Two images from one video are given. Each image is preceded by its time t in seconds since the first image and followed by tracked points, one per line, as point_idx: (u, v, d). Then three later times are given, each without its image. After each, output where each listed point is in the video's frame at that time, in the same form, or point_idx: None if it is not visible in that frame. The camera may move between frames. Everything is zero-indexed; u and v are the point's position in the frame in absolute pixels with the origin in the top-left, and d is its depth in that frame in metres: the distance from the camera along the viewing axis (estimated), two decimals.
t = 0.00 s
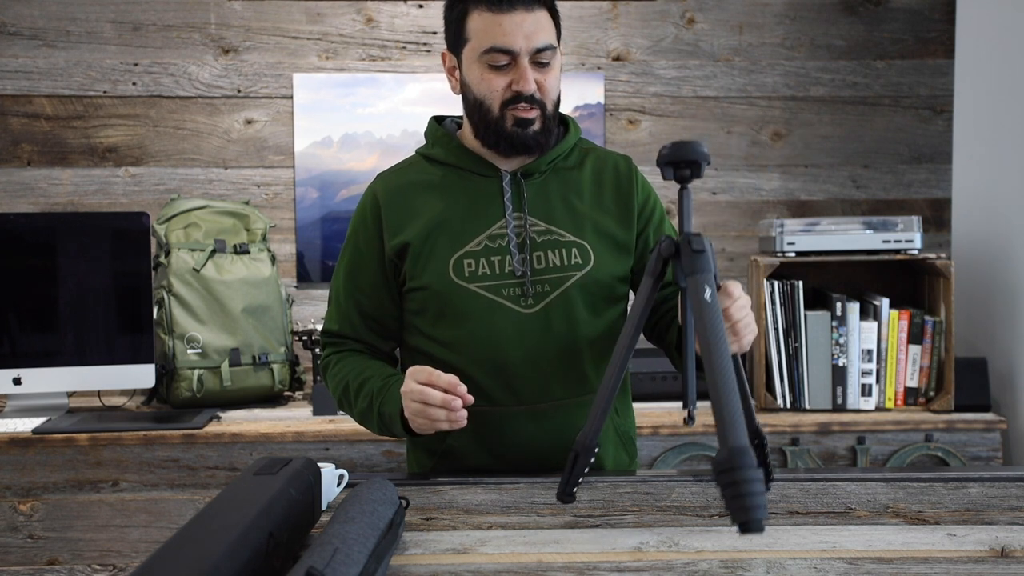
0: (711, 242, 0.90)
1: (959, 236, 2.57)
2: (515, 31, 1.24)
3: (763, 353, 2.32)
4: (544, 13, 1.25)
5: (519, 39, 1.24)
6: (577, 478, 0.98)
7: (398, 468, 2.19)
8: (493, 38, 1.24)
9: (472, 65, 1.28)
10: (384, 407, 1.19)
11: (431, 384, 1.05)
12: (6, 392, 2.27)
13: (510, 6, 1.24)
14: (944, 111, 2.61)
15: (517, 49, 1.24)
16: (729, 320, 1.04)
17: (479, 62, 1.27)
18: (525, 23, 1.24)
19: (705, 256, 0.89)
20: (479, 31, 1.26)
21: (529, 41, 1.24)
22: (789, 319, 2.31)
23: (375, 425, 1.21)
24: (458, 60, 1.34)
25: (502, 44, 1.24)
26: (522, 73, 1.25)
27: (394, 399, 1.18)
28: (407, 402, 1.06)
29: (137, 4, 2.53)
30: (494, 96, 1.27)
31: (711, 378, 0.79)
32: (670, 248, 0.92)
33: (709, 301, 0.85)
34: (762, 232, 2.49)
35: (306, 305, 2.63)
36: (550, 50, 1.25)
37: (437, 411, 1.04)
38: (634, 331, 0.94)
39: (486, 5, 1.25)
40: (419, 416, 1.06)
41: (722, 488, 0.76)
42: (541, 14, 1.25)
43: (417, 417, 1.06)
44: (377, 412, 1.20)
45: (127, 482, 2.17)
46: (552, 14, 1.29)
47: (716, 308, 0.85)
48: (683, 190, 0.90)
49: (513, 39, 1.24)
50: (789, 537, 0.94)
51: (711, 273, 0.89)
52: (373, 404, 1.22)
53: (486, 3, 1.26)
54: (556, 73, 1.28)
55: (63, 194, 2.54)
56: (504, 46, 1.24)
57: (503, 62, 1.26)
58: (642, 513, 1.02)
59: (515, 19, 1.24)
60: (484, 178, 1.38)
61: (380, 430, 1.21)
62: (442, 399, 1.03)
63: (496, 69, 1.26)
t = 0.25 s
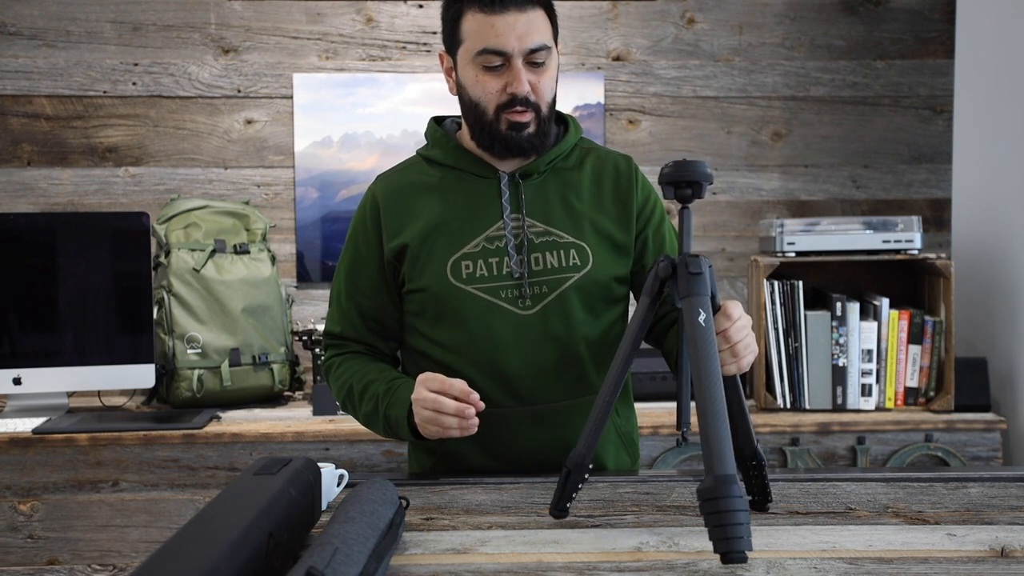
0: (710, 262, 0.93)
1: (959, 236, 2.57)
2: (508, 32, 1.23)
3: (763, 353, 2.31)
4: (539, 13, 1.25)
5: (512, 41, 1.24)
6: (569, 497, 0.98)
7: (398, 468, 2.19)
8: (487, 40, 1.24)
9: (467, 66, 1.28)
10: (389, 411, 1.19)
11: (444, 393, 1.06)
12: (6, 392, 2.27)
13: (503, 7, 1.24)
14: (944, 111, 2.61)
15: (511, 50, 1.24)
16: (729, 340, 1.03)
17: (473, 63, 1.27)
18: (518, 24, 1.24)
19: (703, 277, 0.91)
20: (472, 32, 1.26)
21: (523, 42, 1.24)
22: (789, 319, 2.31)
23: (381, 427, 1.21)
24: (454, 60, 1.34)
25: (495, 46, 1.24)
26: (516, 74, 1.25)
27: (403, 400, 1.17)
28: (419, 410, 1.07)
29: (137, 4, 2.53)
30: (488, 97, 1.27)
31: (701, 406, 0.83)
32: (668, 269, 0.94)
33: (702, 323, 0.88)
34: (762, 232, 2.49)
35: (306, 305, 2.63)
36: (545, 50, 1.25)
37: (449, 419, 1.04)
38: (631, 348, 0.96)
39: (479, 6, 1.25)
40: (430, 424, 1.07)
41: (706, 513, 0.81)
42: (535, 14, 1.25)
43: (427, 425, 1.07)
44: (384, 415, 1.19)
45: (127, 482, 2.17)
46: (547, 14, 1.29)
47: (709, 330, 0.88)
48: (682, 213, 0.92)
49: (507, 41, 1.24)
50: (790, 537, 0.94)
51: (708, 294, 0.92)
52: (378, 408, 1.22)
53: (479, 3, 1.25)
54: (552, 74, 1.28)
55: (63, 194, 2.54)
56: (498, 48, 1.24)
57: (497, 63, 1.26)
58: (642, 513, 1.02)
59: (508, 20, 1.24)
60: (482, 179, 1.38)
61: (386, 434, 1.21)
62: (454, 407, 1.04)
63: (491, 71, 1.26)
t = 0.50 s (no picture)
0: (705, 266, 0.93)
1: (959, 236, 2.57)
2: (506, 35, 1.23)
3: (763, 353, 2.32)
4: (537, 15, 1.25)
5: (509, 44, 1.23)
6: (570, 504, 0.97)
7: (398, 468, 2.19)
8: (485, 43, 1.24)
9: (465, 69, 1.28)
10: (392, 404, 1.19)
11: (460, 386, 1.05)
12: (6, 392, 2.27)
13: (500, 10, 1.24)
14: (944, 111, 2.61)
15: (508, 53, 1.24)
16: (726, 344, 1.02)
17: (471, 66, 1.27)
18: (516, 26, 1.23)
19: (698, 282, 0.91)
20: (470, 35, 1.26)
21: (520, 45, 1.24)
22: (789, 319, 2.31)
23: (384, 424, 1.21)
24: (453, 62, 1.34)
25: (493, 49, 1.24)
26: (514, 77, 1.25)
27: (405, 394, 1.17)
28: (434, 403, 1.07)
29: (137, 4, 2.53)
30: (487, 100, 1.27)
31: (700, 415, 0.85)
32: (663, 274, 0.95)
33: (698, 330, 0.88)
34: (762, 232, 2.49)
35: (306, 305, 2.63)
36: (542, 53, 1.25)
37: (465, 413, 1.04)
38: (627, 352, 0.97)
39: (477, 8, 1.25)
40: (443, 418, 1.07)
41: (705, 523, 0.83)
42: (532, 16, 1.24)
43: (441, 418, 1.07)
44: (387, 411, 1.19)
45: (127, 482, 2.17)
46: (546, 16, 1.28)
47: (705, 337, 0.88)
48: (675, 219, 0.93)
49: (504, 44, 1.23)
50: (790, 537, 0.94)
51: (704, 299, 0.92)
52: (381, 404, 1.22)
53: (477, 6, 1.25)
54: (550, 76, 1.28)
55: (63, 194, 2.54)
56: (495, 51, 1.24)
57: (495, 66, 1.26)
58: (642, 513, 1.02)
59: (506, 23, 1.23)
60: (482, 179, 1.38)
61: (389, 431, 1.21)
62: (470, 400, 1.04)
63: (489, 74, 1.26)
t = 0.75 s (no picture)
0: (706, 269, 0.94)
1: (959, 236, 2.57)
2: (504, 36, 1.23)
3: (763, 353, 2.31)
4: (536, 15, 1.25)
5: (508, 45, 1.23)
6: (570, 503, 0.97)
7: (398, 468, 2.19)
8: (483, 45, 1.24)
9: (464, 71, 1.28)
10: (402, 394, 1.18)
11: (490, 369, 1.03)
12: (6, 392, 2.28)
13: (498, 11, 1.24)
14: (944, 111, 2.61)
15: (507, 55, 1.24)
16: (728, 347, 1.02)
17: (470, 68, 1.27)
18: (514, 28, 1.23)
19: (699, 284, 0.91)
20: (469, 37, 1.26)
21: (519, 46, 1.24)
22: (789, 319, 2.31)
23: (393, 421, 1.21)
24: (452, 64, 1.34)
25: (491, 50, 1.24)
26: (513, 78, 1.25)
27: (412, 381, 1.16)
28: (462, 386, 1.05)
29: (137, 4, 2.53)
30: (486, 102, 1.27)
31: (700, 417, 0.85)
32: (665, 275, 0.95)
33: (699, 332, 0.88)
34: (762, 232, 2.49)
35: (306, 305, 2.63)
36: (541, 53, 1.25)
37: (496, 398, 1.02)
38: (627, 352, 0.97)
39: (475, 10, 1.25)
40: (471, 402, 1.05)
41: (705, 526, 0.83)
42: (530, 17, 1.24)
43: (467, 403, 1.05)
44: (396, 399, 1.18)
45: (127, 482, 2.17)
46: (544, 16, 1.28)
47: (706, 339, 0.88)
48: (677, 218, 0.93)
49: (503, 45, 1.23)
50: (790, 537, 0.94)
51: (704, 301, 0.92)
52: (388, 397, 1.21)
53: (474, 8, 1.25)
54: (550, 76, 1.28)
55: (63, 194, 2.54)
56: (494, 53, 1.24)
57: (494, 67, 1.26)
58: (642, 513, 1.02)
59: (504, 24, 1.23)
60: (482, 179, 1.38)
61: (399, 419, 1.20)
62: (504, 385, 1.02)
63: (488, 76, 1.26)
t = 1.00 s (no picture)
0: (706, 269, 0.93)
1: (959, 236, 2.57)
2: (505, 37, 1.23)
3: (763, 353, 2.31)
4: (537, 15, 1.25)
5: (509, 46, 1.23)
6: (570, 502, 0.97)
7: (398, 468, 2.19)
8: (485, 45, 1.24)
9: (466, 72, 1.28)
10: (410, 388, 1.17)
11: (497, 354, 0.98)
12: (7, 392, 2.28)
13: (499, 11, 1.24)
14: (944, 111, 2.61)
15: (508, 55, 1.24)
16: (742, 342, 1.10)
17: (472, 69, 1.27)
18: (515, 28, 1.23)
19: (699, 285, 0.91)
20: (471, 37, 1.26)
21: (520, 46, 1.24)
22: (789, 319, 2.31)
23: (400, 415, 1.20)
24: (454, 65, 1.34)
25: (493, 51, 1.24)
26: (515, 78, 1.25)
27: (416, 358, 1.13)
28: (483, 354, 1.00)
29: (137, 4, 2.53)
30: (488, 103, 1.27)
31: (700, 417, 0.85)
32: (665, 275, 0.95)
33: (699, 333, 0.88)
34: (762, 232, 2.49)
35: (306, 305, 2.63)
36: (542, 53, 1.25)
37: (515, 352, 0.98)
38: (626, 352, 0.97)
39: (476, 11, 1.25)
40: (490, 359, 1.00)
41: (706, 526, 0.83)
42: (531, 17, 1.24)
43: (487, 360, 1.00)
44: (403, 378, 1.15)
45: (127, 482, 2.18)
46: (545, 16, 1.28)
47: (705, 340, 0.88)
48: (677, 217, 0.94)
49: (504, 46, 1.23)
50: (790, 537, 0.94)
51: (704, 301, 0.91)
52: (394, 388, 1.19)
53: (475, 8, 1.25)
54: (551, 77, 1.28)
55: (63, 194, 2.54)
56: (496, 53, 1.24)
57: (496, 68, 1.26)
58: (642, 513, 1.02)
59: (505, 25, 1.23)
60: (484, 179, 1.38)
61: (407, 400, 1.16)
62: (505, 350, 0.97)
63: (490, 76, 1.26)
